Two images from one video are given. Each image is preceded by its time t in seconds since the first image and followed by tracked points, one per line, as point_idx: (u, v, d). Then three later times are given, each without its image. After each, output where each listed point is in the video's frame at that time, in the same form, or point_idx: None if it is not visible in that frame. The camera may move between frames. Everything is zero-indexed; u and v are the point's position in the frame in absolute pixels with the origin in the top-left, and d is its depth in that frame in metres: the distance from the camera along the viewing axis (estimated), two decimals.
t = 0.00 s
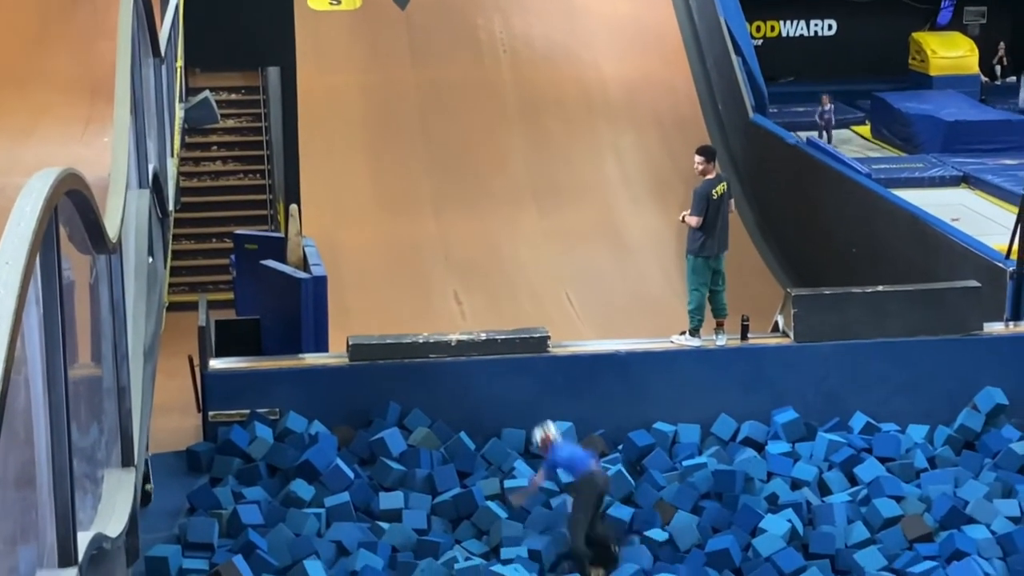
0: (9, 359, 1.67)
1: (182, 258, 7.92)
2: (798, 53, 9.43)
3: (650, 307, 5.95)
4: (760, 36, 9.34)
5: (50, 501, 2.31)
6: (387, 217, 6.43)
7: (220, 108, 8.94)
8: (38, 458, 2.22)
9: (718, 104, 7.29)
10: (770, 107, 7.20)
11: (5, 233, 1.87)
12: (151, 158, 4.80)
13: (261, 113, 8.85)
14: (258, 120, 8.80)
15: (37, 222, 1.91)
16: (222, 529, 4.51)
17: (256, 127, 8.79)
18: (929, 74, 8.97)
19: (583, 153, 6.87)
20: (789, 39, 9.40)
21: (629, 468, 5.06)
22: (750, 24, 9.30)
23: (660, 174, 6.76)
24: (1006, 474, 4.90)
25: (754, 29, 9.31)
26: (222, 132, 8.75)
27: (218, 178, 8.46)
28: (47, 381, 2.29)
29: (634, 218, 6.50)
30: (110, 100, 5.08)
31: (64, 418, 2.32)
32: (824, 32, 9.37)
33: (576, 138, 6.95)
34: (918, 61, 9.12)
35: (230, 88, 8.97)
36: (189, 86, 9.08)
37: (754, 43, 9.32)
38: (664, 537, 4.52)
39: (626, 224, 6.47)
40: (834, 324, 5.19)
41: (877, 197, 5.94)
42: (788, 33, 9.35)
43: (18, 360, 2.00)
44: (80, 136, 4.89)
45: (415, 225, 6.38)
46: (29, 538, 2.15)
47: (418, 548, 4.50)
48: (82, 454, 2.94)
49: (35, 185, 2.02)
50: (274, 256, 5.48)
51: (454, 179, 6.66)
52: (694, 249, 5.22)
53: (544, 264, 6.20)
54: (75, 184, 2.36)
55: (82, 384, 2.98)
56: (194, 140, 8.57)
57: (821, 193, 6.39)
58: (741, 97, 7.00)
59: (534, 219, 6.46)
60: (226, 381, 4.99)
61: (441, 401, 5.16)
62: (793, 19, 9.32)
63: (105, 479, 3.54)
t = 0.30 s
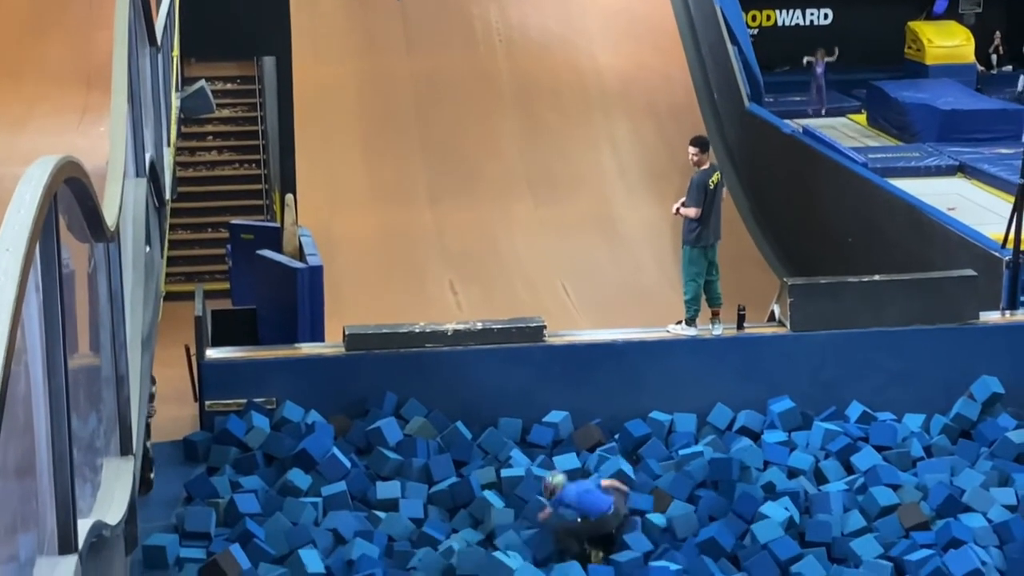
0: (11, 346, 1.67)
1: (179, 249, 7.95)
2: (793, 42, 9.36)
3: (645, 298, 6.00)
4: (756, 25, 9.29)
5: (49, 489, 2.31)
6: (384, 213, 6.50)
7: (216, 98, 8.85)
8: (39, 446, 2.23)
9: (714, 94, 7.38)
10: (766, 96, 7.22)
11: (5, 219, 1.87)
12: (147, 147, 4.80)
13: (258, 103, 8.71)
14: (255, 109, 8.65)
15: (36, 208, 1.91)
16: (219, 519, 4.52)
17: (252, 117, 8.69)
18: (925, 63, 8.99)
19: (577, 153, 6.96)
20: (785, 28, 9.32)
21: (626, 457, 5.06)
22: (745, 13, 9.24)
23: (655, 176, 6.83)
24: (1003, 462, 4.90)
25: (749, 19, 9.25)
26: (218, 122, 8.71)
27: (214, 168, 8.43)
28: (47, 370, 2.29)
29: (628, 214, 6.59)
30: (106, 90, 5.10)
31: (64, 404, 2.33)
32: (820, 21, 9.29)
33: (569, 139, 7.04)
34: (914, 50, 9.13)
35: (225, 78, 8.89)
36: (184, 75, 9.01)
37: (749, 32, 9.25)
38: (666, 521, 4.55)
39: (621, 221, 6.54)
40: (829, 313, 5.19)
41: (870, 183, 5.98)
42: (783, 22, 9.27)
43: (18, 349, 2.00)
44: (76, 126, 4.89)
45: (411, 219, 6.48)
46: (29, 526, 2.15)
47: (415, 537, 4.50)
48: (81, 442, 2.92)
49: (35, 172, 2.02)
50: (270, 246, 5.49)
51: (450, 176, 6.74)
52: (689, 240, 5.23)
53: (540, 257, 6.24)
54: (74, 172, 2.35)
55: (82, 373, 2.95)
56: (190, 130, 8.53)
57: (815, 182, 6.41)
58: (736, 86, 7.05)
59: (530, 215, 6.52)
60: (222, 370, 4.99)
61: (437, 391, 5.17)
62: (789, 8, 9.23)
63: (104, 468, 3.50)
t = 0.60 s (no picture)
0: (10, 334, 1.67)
1: (176, 238, 7.94)
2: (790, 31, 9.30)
3: (642, 289, 6.02)
4: (754, 14, 9.18)
5: (49, 479, 2.29)
6: (382, 203, 6.50)
7: (212, 87, 8.97)
8: (39, 436, 2.22)
9: (712, 84, 7.41)
10: (764, 85, 7.26)
11: (4, 206, 1.86)
12: (145, 136, 4.80)
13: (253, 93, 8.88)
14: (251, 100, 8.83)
15: (35, 196, 1.90)
16: (217, 508, 4.52)
17: (249, 107, 8.84)
18: (923, 52, 8.97)
19: (575, 143, 6.95)
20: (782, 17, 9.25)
21: (623, 446, 5.06)
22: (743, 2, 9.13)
23: (654, 168, 6.85)
24: (1000, 452, 4.89)
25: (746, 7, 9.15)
26: (214, 112, 8.80)
27: (211, 157, 8.50)
28: (46, 358, 2.28)
29: (626, 205, 6.60)
30: (103, 80, 5.10)
31: (63, 393, 2.32)
32: (817, 10, 9.23)
33: (568, 130, 7.04)
34: (911, 39, 9.15)
35: (222, 68, 9.00)
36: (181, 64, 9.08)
37: (747, 21, 9.15)
38: (660, 512, 4.51)
39: (619, 212, 6.55)
40: (827, 302, 5.19)
41: (863, 170, 6.02)
42: (780, 11, 9.20)
43: (17, 338, 1.99)
44: (72, 116, 4.88)
45: (409, 210, 6.49)
46: (29, 515, 2.14)
47: (412, 526, 4.49)
48: (81, 431, 2.91)
49: (33, 160, 2.01)
50: (267, 235, 5.50)
51: (448, 166, 6.75)
52: (687, 229, 5.23)
53: (538, 249, 6.25)
54: (72, 160, 2.34)
55: (82, 361, 2.94)
56: (187, 119, 8.59)
57: (813, 172, 6.45)
58: (734, 75, 7.08)
59: (529, 206, 6.53)
60: (220, 360, 4.99)
61: (435, 381, 5.17)
62: None
63: (103, 455, 3.44)
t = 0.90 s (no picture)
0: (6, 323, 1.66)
1: (173, 227, 7.95)
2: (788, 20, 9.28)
3: (639, 279, 6.03)
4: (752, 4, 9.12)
5: (47, 469, 2.29)
6: (380, 193, 6.51)
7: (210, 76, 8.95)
8: (37, 425, 2.22)
9: (710, 74, 7.44)
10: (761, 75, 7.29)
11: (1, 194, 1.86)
12: (143, 125, 4.80)
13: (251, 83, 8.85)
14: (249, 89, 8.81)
15: (32, 185, 1.90)
16: (215, 497, 4.52)
17: (247, 97, 8.81)
18: (921, 43, 8.96)
19: (573, 134, 6.95)
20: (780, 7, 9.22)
21: (620, 436, 5.07)
22: None
23: (651, 157, 6.85)
24: (997, 442, 4.89)
25: None
26: (212, 101, 8.79)
27: (208, 146, 8.49)
28: (43, 347, 2.28)
29: (625, 197, 6.59)
30: (101, 69, 5.10)
31: (61, 382, 2.32)
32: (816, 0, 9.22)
33: (565, 121, 7.04)
34: (909, 30, 9.11)
35: (220, 58, 8.97)
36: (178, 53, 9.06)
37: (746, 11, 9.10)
38: (658, 501, 4.51)
39: (617, 203, 6.54)
40: (824, 293, 5.20)
41: (863, 161, 6.04)
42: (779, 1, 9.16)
43: (14, 326, 1.99)
44: (70, 105, 4.88)
45: (407, 201, 6.48)
46: (27, 504, 2.13)
47: (409, 515, 4.49)
48: (79, 421, 2.90)
49: (30, 150, 2.01)
50: (265, 225, 5.50)
51: (447, 156, 6.75)
52: (686, 219, 5.24)
53: (536, 239, 6.26)
54: (70, 150, 2.34)
55: (79, 352, 2.93)
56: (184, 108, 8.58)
57: (811, 161, 6.47)
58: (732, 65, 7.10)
59: (526, 197, 6.53)
60: (218, 349, 5.00)
61: (432, 371, 5.17)
62: None
63: (101, 445, 3.44)
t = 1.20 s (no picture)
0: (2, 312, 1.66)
1: (168, 218, 7.99)
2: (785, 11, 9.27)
3: (636, 270, 6.03)
4: None
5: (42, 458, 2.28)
6: (376, 184, 6.50)
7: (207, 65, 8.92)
8: (32, 415, 2.21)
9: (708, 65, 7.45)
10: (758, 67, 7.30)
11: None
12: (139, 115, 4.79)
13: (249, 73, 8.80)
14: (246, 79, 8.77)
15: (28, 174, 1.89)
16: (211, 487, 4.52)
17: (244, 86, 8.76)
18: (918, 34, 8.95)
19: (571, 126, 6.95)
20: None
21: (616, 426, 5.07)
22: None
23: (648, 149, 6.85)
24: (992, 433, 4.90)
25: None
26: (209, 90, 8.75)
27: (204, 136, 8.47)
28: (39, 337, 2.27)
29: (621, 188, 6.60)
30: (97, 58, 5.09)
31: (56, 373, 2.32)
32: None
33: (563, 112, 7.04)
34: (907, 21, 9.09)
35: (217, 47, 8.92)
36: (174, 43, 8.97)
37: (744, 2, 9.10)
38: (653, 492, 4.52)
39: (613, 195, 6.55)
40: (820, 284, 5.21)
41: (860, 153, 6.05)
42: None
43: (9, 315, 1.98)
44: (66, 94, 4.88)
45: (404, 191, 6.48)
46: (22, 493, 2.12)
47: (405, 506, 4.50)
48: (74, 410, 2.88)
49: (26, 139, 2.01)
50: (261, 215, 5.50)
51: (444, 147, 6.74)
52: (684, 210, 5.25)
53: (532, 230, 6.26)
54: (65, 139, 2.32)
55: (74, 340, 2.92)
56: (181, 97, 8.55)
57: (808, 152, 6.49)
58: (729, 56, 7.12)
59: (523, 188, 6.53)
60: (214, 339, 5.00)
61: (428, 361, 5.17)
62: None
63: (96, 434, 3.42)
